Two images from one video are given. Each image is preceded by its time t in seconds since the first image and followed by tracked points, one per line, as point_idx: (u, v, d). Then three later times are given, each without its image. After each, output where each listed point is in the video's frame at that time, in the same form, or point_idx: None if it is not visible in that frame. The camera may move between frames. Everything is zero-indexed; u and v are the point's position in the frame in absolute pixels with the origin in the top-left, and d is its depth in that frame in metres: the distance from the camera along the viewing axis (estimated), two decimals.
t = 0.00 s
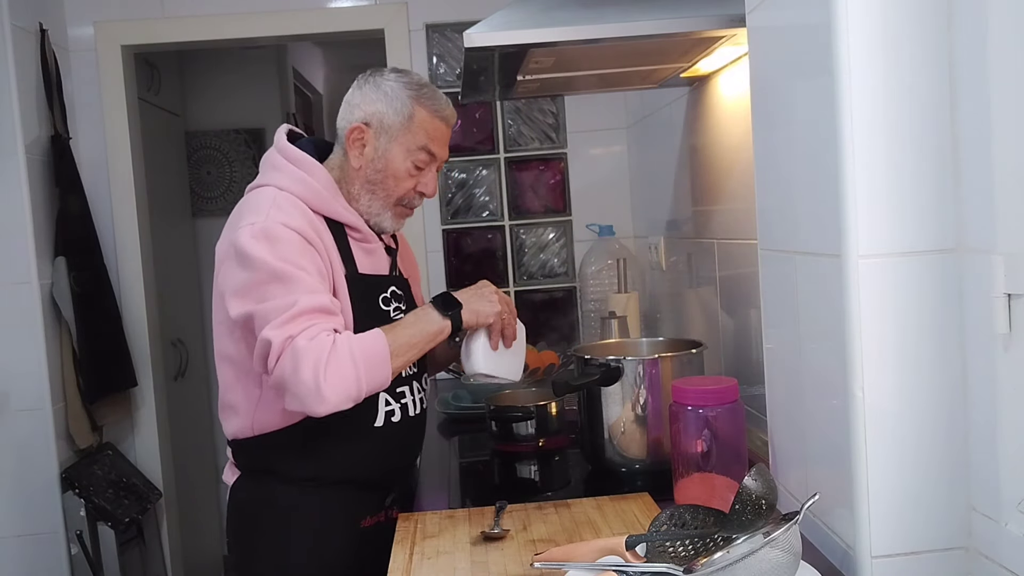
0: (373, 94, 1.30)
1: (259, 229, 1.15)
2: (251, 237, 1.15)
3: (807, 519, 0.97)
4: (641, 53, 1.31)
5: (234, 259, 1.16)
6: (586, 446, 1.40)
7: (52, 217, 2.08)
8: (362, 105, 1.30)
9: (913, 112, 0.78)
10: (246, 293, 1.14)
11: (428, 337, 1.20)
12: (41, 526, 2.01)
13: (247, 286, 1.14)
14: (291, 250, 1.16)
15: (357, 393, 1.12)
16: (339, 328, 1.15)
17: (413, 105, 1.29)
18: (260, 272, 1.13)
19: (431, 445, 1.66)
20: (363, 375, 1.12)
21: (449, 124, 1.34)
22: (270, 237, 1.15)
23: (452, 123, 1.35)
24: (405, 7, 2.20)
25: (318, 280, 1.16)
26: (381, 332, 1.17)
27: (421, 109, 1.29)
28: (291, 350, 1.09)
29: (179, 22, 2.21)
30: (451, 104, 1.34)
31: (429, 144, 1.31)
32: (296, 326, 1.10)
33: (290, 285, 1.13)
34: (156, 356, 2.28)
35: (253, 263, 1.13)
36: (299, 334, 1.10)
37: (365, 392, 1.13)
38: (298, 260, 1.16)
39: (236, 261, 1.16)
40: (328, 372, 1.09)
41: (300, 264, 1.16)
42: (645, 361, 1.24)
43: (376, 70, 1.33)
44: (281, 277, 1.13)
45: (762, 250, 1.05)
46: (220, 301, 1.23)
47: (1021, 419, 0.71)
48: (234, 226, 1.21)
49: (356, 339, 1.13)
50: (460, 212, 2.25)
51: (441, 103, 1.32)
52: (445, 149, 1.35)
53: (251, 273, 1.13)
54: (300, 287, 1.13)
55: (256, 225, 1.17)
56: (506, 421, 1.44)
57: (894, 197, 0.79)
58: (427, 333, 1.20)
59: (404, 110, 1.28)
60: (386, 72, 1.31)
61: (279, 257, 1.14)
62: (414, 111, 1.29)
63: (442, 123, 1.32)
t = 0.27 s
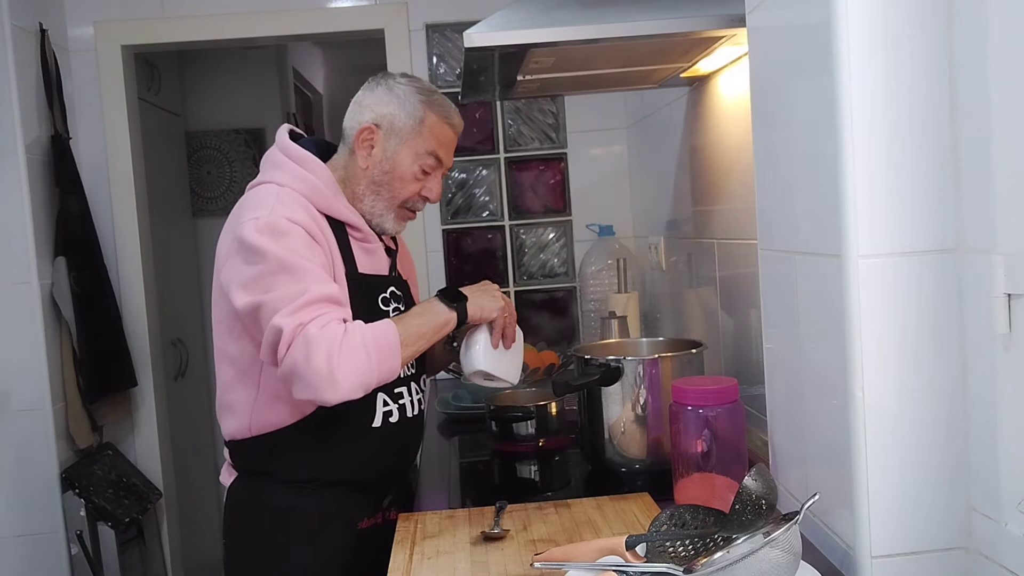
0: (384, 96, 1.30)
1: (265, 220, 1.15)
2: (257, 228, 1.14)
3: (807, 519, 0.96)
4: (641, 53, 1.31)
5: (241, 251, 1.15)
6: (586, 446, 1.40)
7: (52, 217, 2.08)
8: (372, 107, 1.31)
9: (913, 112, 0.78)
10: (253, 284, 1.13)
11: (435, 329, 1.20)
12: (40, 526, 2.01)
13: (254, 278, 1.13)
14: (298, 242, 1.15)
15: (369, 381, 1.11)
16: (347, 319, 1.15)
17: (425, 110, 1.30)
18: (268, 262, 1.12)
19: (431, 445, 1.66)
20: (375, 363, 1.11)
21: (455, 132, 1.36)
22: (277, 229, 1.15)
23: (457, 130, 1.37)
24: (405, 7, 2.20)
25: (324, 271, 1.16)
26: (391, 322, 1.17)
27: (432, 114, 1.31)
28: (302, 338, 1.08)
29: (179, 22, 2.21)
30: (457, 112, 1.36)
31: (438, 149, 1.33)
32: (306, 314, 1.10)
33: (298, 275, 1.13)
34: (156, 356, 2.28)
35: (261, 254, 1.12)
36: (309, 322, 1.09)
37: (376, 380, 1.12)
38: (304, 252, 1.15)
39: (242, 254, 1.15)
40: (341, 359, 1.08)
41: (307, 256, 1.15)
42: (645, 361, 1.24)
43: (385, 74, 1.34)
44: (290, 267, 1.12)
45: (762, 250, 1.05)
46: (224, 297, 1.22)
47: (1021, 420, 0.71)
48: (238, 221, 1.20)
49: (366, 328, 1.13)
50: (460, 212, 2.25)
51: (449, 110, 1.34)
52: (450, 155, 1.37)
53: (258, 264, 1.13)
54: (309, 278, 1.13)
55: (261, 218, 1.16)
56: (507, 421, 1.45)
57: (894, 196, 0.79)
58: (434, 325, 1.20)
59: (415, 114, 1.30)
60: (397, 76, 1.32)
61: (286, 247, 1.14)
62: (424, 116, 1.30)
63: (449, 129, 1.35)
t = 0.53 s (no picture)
0: (392, 98, 1.30)
1: (272, 217, 1.15)
2: (264, 225, 1.14)
3: (808, 520, 0.96)
4: (641, 53, 1.31)
5: (246, 248, 1.15)
6: (586, 446, 1.40)
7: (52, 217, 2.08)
8: (380, 108, 1.30)
9: (913, 112, 0.78)
10: (259, 280, 1.13)
11: (440, 329, 1.22)
12: (40, 526, 2.01)
13: (260, 275, 1.13)
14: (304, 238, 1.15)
15: (377, 377, 1.12)
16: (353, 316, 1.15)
17: (432, 113, 1.31)
18: (275, 258, 1.12)
19: (431, 445, 1.66)
20: (382, 360, 1.12)
21: (460, 135, 1.37)
22: (284, 226, 1.15)
23: (462, 133, 1.38)
24: (405, 7, 2.20)
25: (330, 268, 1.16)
26: (397, 319, 1.17)
27: (440, 117, 1.31)
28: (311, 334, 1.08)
29: (179, 22, 2.21)
30: (463, 116, 1.37)
31: (444, 152, 1.33)
32: (314, 311, 1.10)
33: (305, 271, 1.12)
34: (156, 356, 2.28)
35: (267, 250, 1.12)
36: (317, 318, 1.09)
37: (383, 376, 1.13)
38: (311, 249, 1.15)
39: (247, 250, 1.15)
40: (349, 355, 1.09)
41: (313, 253, 1.16)
42: (645, 361, 1.24)
43: (393, 76, 1.34)
44: (297, 263, 1.12)
45: (762, 250, 1.05)
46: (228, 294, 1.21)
47: (1021, 420, 0.71)
48: (243, 218, 1.20)
49: (373, 325, 1.14)
50: (460, 212, 2.25)
51: (456, 113, 1.34)
52: (456, 158, 1.37)
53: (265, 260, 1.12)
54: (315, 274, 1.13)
55: (267, 214, 1.16)
56: (506, 421, 1.45)
57: (893, 196, 0.79)
58: (440, 325, 1.21)
59: (423, 116, 1.30)
60: (405, 79, 1.32)
61: (293, 244, 1.14)
62: (432, 118, 1.31)
63: (455, 132, 1.35)
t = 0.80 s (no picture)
0: (396, 98, 1.30)
1: (275, 218, 1.15)
2: (268, 226, 1.14)
3: (808, 520, 0.96)
4: (641, 53, 1.31)
5: (250, 248, 1.15)
6: (586, 446, 1.40)
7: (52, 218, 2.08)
8: (384, 107, 1.30)
9: (912, 112, 0.78)
10: (263, 281, 1.13)
11: (442, 331, 1.21)
12: (40, 526, 2.01)
13: (264, 276, 1.13)
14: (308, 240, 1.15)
15: (381, 380, 1.12)
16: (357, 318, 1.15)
17: (437, 113, 1.31)
18: (279, 259, 1.12)
19: (431, 445, 1.66)
20: (386, 362, 1.12)
21: (463, 135, 1.37)
22: (288, 227, 1.15)
23: (465, 134, 1.38)
24: (405, 7, 2.20)
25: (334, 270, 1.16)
26: (401, 322, 1.17)
27: (443, 117, 1.31)
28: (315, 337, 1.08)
29: (179, 22, 2.21)
30: (466, 117, 1.37)
31: (448, 153, 1.33)
32: (318, 313, 1.10)
33: (309, 273, 1.12)
34: (156, 356, 2.28)
35: (271, 251, 1.12)
36: (321, 320, 1.09)
37: (387, 379, 1.13)
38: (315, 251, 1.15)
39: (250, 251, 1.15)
40: (354, 357, 1.09)
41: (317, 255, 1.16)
42: (645, 361, 1.24)
43: (396, 76, 1.34)
44: (301, 265, 1.12)
45: (762, 250, 1.05)
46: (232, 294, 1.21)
47: (1020, 420, 0.71)
48: (246, 218, 1.20)
49: (377, 328, 1.14)
50: (460, 212, 2.25)
51: (459, 114, 1.35)
52: (459, 159, 1.37)
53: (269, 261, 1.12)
54: (320, 276, 1.13)
55: (271, 215, 1.16)
56: (506, 421, 1.46)
57: (893, 196, 0.79)
58: (442, 327, 1.21)
59: (427, 116, 1.30)
60: (408, 79, 1.32)
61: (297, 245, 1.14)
62: (436, 119, 1.31)
63: (458, 133, 1.35)
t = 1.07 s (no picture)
0: (393, 96, 1.30)
1: (274, 226, 1.15)
2: (266, 235, 1.14)
3: (808, 520, 0.96)
4: (641, 53, 1.31)
5: (249, 255, 1.15)
6: (586, 446, 1.40)
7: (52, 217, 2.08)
8: (380, 106, 1.30)
9: (912, 112, 0.78)
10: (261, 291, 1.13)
11: (442, 338, 1.20)
12: (40, 526, 2.01)
13: (261, 285, 1.13)
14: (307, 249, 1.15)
15: (377, 393, 1.12)
16: (356, 329, 1.15)
17: (434, 109, 1.31)
18: (277, 269, 1.12)
19: (431, 445, 1.66)
20: (383, 377, 1.12)
21: (462, 129, 1.37)
22: (286, 236, 1.14)
23: (464, 128, 1.38)
24: (405, 7, 2.20)
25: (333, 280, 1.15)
26: (399, 333, 1.17)
27: (441, 112, 1.31)
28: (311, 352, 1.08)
29: (179, 22, 2.21)
30: (463, 110, 1.37)
31: (447, 148, 1.33)
32: (314, 327, 1.10)
33: (307, 284, 1.12)
34: (156, 356, 2.28)
35: (269, 261, 1.12)
36: (318, 334, 1.09)
37: (384, 392, 1.13)
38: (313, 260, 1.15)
39: (249, 258, 1.15)
40: (350, 373, 1.09)
41: (316, 264, 1.15)
42: (645, 361, 1.24)
43: (391, 73, 1.34)
44: (299, 276, 1.12)
45: (762, 250, 1.05)
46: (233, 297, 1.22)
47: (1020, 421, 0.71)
48: (247, 222, 1.20)
49: (375, 341, 1.13)
50: (460, 212, 2.25)
51: (456, 108, 1.34)
52: (458, 153, 1.37)
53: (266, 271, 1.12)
54: (318, 287, 1.12)
55: (270, 222, 1.15)
56: (507, 421, 1.45)
57: (893, 196, 0.79)
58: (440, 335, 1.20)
59: (425, 113, 1.30)
60: (404, 75, 1.32)
61: (295, 256, 1.13)
62: (433, 114, 1.31)
63: (457, 127, 1.35)
